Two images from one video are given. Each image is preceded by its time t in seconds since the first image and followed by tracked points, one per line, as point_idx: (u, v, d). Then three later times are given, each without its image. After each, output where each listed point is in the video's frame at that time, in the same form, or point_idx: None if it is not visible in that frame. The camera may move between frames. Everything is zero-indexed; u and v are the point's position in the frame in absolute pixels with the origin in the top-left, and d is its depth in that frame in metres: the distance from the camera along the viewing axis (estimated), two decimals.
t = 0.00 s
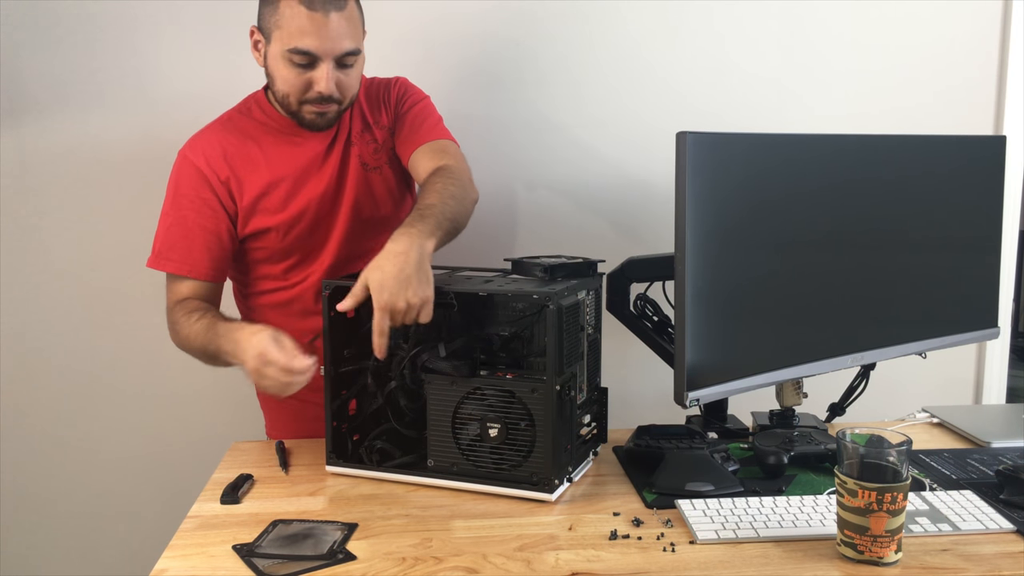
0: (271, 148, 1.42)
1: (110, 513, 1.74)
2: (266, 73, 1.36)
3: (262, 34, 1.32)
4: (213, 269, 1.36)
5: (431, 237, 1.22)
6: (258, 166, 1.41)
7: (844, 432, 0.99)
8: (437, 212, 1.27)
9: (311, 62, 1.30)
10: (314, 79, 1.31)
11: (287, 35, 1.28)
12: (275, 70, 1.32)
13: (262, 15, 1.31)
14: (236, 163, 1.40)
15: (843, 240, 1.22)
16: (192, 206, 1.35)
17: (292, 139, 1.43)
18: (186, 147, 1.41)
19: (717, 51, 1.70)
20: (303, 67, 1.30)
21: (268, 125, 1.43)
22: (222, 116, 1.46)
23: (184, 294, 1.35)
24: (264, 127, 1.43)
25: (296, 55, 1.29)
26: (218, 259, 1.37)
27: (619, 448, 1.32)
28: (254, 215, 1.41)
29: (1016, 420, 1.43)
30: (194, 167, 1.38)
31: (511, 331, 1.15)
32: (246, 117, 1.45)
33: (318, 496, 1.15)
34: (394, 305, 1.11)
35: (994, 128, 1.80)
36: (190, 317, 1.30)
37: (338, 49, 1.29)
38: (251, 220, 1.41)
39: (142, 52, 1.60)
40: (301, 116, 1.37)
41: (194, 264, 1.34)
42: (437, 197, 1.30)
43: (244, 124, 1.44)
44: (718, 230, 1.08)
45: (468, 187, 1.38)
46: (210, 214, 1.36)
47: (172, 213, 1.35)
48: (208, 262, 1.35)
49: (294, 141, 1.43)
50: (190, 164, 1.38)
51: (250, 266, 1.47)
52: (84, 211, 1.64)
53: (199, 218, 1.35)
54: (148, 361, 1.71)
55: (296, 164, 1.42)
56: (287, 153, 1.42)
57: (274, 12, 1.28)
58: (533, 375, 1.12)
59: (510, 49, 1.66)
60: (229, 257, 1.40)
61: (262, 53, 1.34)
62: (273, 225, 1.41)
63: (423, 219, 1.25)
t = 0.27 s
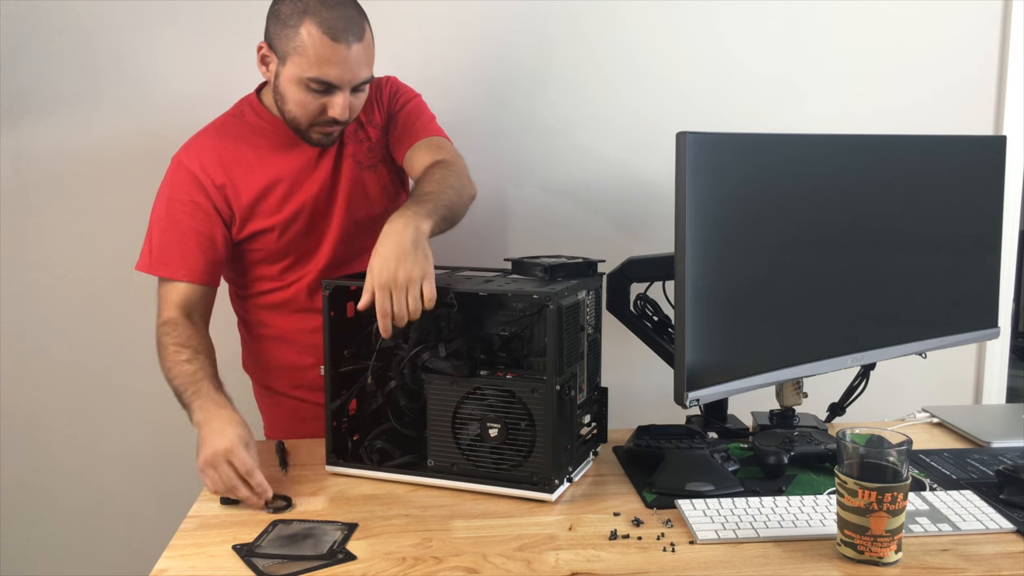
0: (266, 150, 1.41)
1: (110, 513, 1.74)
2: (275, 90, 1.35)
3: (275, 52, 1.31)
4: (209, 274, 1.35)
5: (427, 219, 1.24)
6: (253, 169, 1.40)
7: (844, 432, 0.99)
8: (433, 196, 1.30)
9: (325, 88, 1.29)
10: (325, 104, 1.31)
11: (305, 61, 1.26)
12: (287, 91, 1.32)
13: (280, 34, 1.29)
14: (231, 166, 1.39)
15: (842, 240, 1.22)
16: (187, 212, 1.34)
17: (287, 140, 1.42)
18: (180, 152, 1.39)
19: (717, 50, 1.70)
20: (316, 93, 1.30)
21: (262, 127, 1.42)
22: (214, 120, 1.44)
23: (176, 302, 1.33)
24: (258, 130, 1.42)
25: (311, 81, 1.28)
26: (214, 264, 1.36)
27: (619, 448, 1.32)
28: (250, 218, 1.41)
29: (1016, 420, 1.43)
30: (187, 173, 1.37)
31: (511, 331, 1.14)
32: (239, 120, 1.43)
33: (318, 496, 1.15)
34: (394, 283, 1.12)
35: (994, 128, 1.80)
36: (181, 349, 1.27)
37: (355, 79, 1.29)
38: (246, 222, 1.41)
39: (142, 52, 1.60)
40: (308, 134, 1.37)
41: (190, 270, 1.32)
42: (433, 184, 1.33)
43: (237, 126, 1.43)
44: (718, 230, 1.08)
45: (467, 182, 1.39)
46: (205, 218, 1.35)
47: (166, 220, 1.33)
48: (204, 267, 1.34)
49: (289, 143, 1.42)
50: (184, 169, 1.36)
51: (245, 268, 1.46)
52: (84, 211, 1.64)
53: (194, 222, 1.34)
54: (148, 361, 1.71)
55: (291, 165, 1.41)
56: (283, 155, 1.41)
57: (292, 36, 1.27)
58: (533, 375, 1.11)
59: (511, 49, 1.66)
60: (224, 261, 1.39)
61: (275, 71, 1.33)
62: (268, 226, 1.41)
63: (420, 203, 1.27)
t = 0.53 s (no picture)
0: (263, 151, 1.41)
1: (110, 513, 1.73)
2: (275, 92, 1.34)
3: (275, 53, 1.30)
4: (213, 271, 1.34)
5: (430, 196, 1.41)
6: (251, 169, 1.40)
7: (844, 432, 0.99)
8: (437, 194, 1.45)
9: (327, 89, 1.30)
10: (327, 105, 1.32)
11: (306, 61, 1.27)
12: (288, 92, 1.32)
13: (280, 35, 1.28)
14: (230, 167, 1.38)
15: (842, 240, 1.22)
16: (187, 212, 1.32)
17: (284, 141, 1.42)
18: (175, 153, 1.38)
19: (718, 50, 1.70)
20: (318, 93, 1.30)
21: (258, 128, 1.42)
22: (209, 123, 1.44)
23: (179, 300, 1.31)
24: (254, 131, 1.42)
25: (312, 82, 1.28)
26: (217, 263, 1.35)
27: (619, 448, 1.32)
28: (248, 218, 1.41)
29: (1016, 420, 1.43)
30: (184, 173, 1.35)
31: (511, 331, 1.14)
32: (233, 121, 1.43)
33: (318, 496, 1.15)
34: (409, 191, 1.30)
35: (994, 128, 1.80)
36: (202, 324, 1.27)
37: (354, 78, 1.29)
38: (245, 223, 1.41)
39: (143, 51, 1.60)
40: (307, 136, 1.37)
41: (194, 268, 1.31)
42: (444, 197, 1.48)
43: (232, 127, 1.42)
44: (718, 230, 1.08)
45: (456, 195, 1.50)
46: (206, 218, 1.34)
47: (166, 220, 1.31)
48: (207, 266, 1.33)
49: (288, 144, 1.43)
50: (182, 170, 1.34)
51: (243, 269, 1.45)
52: (84, 211, 1.64)
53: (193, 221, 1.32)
54: (148, 360, 1.71)
55: (289, 166, 1.42)
56: (283, 156, 1.42)
57: (293, 37, 1.27)
58: (533, 375, 1.11)
59: (511, 49, 1.66)
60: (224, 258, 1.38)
61: (273, 73, 1.32)
62: (268, 226, 1.41)
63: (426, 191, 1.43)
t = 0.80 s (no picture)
0: (273, 151, 1.40)
1: (110, 513, 1.74)
2: (282, 87, 1.34)
3: (283, 48, 1.30)
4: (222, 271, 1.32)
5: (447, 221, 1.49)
6: (262, 170, 1.38)
7: (844, 432, 0.99)
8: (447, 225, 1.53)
9: (336, 82, 1.30)
10: (336, 98, 1.32)
11: (317, 54, 1.27)
12: (296, 86, 1.31)
13: (288, 29, 1.29)
14: (242, 168, 1.36)
15: (842, 240, 1.22)
16: (199, 212, 1.30)
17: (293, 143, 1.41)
18: (185, 150, 1.34)
19: (718, 50, 1.70)
20: (326, 86, 1.30)
21: (268, 128, 1.40)
22: (216, 120, 1.41)
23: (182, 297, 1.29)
24: (265, 131, 1.40)
25: (322, 75, 1.28)
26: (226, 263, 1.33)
27: (619, 447, 1.32)
28: (259, 220, 1.39)
29: (1016, 420, 1.43)
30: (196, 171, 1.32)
31: (511, 331, 1.14)
32: (242, 120, 1.41)
33: (318, 496, 1.15)
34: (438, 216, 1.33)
35: (994, 128, 1.80)
36: (209, 319, 1.26)
37: (363, 71, 1.30)
38: (255, 224, 1.39)
39: (143, 51, 1.60)
40: (314, 132, 1.36)
41: (203, 269, 1.29)
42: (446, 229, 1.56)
43: (241, 126, 1.39)
44: (718, 230, 1.08)
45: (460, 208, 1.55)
46: (219, 218, 1.32)
47: (178, 219, 1.28)
48: (216, 266, 1.31)
49: (298, 145, 1.42)
50: (194, 168, 1.31)
51: (249, 270, 1.44)
52: (84, 211, 1.64)
53: (206, 223, 1.30)
54: (148, 360, 1.71)
55: (300, 168, 1.41)
56: (293, 157, 1.41)
57: (302, 30, 1.27)
58: (533, 375, 1.11)
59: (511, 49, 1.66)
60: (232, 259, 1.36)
61: (281, 68, 1.32)
62: (278, 229, 1.40)
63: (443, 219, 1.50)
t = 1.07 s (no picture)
0: (276, 152, 1.40)
1: (110, 513, 1.73)
2: (288, 85, 1.34)
3: (290, 46, 1.30)
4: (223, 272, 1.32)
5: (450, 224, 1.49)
6: (266, 171, 1.38)
7: (844, 432, 0.99)
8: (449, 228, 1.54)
9: (343, 81, 1.30)
10: (342, 97, 1.32)
11: (323, 53, 1.27)
12: (302, 85, 1.31)
13: (294, 28, 1.28)
14: (245, 169, 1.36)
15: (842, 240, 1.22)
16: (203, 212, 1.29)
17: (296, 144, 1.41)
18: (189, 151, 1.34)
19: (718, 50, 1.70)
20: (333, 85, 1.30)
21: (271, 129, 1.40)
22: (219, 120, 1.41)
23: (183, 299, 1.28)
24: (267, 131, 1.40)
25: (328, 74, 1.28)
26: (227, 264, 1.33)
27: (619, 448, 1.32)
28: (262, 221, 1.39)
29: (1016, 420, 1.43)
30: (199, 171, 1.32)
31: (511, 331, 1.14)
32: (245, 121, 1.40)
33: (318, 496, 1.15)
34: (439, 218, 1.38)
35: (994, 128, 1.80)
36: (213, 327, 1.26)
37: (369, 71, 1.30)
38: (258, 225, 1.39)
39: (143, 51, 1.60)
40: (320, 130, 1.37)
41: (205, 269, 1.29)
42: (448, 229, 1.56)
43: (244, 126, 1.39)
44: (718, 229, 1.08)
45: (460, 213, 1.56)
46: (222, 219, 1.32)
47: (180, 219, 1.28)
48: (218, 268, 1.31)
49: (301, 147, 1.42)
50: (198, 168, 1.31)
51: (251, 271, 1.44)
52: (84, 211, 1.64)
53: (209, 224, 1.30)
54: (148, 360, 1.71)
55: (302, 169, 1.41)
56: (296, 159, 1.41)
57: (308, 29, 1.27)
58: (533, 375, 1.11)
59: (512, 49, 1.66)
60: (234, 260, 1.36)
61: (287, 65, 1.32)
62: (281, 229, 1.40)
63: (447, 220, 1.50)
